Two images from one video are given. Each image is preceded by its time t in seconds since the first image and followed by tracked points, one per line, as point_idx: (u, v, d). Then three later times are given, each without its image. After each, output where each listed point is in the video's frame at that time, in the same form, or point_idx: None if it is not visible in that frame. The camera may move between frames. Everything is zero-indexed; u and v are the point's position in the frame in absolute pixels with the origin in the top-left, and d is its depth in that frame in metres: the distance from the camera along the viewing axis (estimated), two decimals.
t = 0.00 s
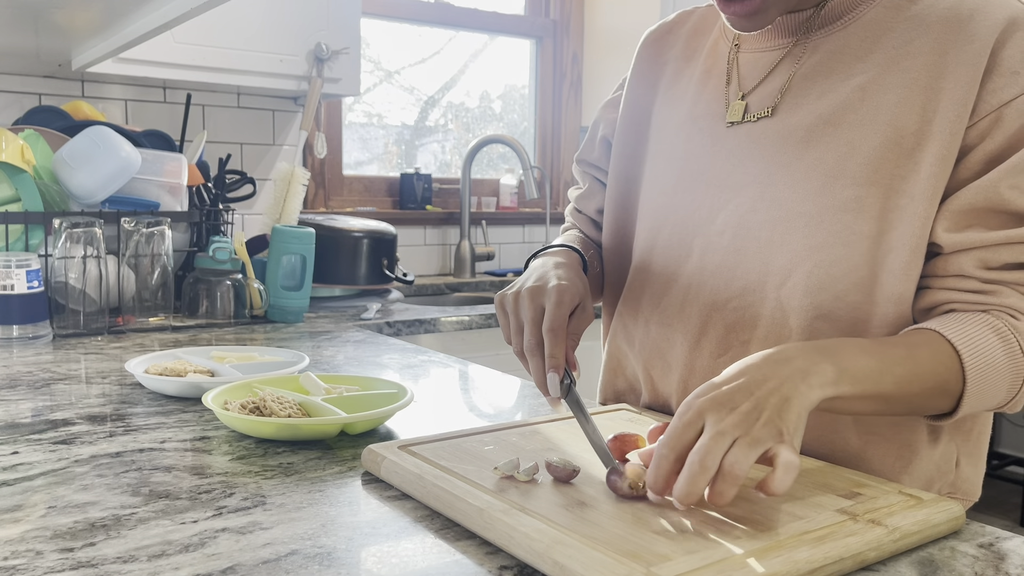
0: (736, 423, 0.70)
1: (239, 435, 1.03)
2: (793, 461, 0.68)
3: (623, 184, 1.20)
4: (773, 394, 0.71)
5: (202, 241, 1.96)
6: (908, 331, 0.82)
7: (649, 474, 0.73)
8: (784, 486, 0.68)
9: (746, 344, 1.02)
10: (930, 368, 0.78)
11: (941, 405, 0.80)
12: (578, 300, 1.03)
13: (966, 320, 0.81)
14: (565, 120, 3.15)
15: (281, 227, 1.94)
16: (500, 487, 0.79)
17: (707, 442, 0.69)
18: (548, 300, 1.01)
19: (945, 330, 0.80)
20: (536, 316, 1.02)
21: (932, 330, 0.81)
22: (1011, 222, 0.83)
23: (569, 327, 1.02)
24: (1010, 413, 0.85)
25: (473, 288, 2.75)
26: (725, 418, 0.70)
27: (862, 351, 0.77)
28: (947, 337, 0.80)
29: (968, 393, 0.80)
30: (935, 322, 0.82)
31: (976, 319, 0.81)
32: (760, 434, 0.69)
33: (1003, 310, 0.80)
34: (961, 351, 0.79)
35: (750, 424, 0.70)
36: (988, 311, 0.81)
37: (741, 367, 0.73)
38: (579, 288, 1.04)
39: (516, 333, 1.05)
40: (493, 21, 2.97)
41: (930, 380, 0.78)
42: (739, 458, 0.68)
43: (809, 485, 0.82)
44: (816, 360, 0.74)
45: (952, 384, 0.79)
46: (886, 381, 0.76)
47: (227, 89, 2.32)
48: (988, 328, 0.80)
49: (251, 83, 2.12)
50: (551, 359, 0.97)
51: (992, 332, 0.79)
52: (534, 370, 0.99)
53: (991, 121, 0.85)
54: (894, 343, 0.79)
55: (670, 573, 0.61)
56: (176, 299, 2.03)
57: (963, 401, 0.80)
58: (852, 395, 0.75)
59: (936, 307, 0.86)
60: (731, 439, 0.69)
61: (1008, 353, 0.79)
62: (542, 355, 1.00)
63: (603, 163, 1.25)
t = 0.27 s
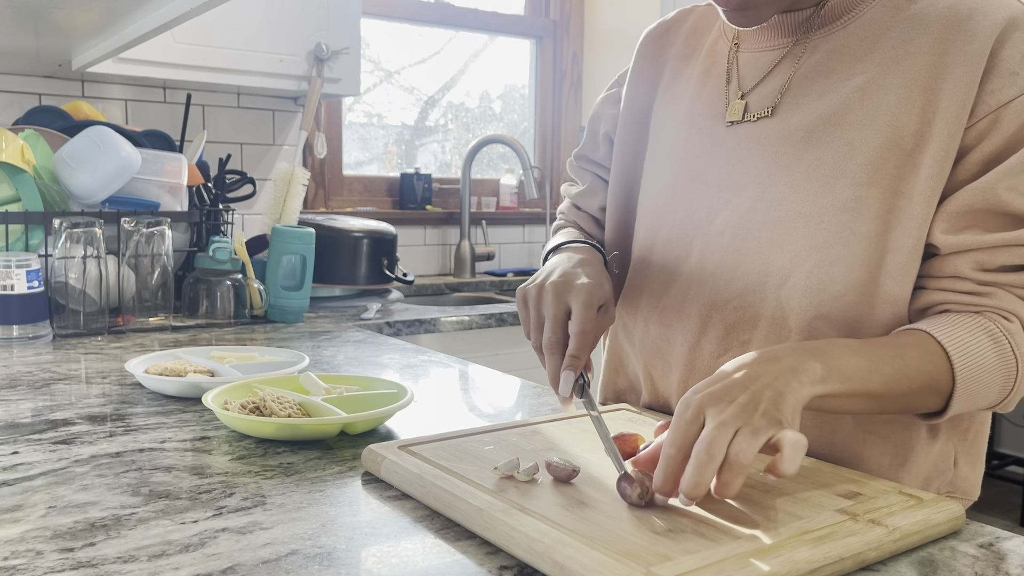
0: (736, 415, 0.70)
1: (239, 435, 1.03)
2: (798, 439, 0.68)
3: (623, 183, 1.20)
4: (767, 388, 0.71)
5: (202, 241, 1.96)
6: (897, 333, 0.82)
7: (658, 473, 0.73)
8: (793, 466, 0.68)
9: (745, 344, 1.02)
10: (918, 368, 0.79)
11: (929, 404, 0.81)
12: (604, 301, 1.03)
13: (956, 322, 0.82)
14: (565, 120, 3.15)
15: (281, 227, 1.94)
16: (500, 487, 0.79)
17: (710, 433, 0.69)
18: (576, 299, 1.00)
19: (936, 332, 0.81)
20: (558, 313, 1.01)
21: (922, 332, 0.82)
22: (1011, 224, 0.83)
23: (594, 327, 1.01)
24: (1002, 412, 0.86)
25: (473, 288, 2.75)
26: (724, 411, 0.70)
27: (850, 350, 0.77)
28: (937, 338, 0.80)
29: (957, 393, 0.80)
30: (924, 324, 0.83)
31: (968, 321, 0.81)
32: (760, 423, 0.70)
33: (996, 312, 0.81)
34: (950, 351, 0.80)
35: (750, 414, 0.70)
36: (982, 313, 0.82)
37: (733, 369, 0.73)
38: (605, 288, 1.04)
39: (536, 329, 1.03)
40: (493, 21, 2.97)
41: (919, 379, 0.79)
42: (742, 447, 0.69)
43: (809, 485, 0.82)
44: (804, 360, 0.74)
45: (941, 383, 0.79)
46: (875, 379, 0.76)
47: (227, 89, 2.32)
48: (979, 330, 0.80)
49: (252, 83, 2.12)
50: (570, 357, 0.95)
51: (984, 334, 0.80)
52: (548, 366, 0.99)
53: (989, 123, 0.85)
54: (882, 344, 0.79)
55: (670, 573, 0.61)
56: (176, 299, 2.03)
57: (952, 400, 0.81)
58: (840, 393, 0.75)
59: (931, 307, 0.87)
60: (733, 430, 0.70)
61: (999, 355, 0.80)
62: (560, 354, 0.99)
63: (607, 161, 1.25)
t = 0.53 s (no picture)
0: (725, 395, 0.71)
1: (239, 434, 1.03)
2: (788, 413, 0.68)
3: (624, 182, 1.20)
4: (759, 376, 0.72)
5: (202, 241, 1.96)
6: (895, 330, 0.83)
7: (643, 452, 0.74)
8: (782, 441, 0.68)
9: (745, 343, 1.02)
10: (914, 364, 0.79)
11: (927, 400, 0.82)
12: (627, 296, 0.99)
13: (954, 321, 0.82)
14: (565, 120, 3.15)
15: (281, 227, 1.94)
16: (500, 487, 0.79)
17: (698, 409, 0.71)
18: (602, 295, 0.97)
19: (934, 332, 0.82)
20: (580, 305, 0.97)
21: (920, 330, 0.83)
22: (1011, 225, 0.83)
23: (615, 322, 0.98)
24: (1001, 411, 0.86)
25: (473, 288, 2.75)
26: (714, 392, 0.72)
27: (846, 346, 0.78)
28: (933, 336, 0.81)
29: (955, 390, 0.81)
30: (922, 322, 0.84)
31: (964, 320, 0.82)
32: (750, 403, 0.71)
33: (995, 313, 0.82)
34: (946, 348, 0.80)
35: (739, 394, 0.71)
36: (982, 314, 0.82)
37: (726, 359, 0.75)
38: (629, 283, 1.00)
39: (554, 320, 1.00)
40: (493, 21, 2.97)
41: (916, 375, 0.80)
42: (730, 421, 0.69)
43: (809, 485, 0.82)
44: (801, 355, 0.76)
45: (938, 379, 0.80)
46: (872, 374, 0.77)
47: (227, 89, 2.32)
48: (978, 330, 0.81)
49: (252, 83, 2.12)
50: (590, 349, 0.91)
51: (982, 334, 0.81)
52: (564, 358, 0.95)
53: (990, 124, 0.85)
54: (878, 340, 0.81)
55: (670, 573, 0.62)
56: (176, 299, 2.03)
57: (950, 397, 0.81)
58: (837, 387, 0.76)
59: (931, 307, 0.88)
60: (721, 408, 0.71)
61: (997, 354, 0.81)
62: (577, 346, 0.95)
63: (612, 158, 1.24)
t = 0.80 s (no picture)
0: (764, 401, 0.69)
1: (239, 434, 1.03)
2: (826, 432, 0.67)
3: (622, 182, 1.20)
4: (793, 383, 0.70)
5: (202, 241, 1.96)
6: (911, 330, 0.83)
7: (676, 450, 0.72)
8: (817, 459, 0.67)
9: (747, 343, 1.02)
10: (932, 366, 0.79)
11: (939, 399, 0.82)
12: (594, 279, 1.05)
13: (968, 322, 0.82)
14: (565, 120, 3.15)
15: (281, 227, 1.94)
16: (500, 487, 0.79)
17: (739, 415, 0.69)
18: (568, 278, 1.02)
19: (949, 334, 0.82)
20: (550, 289, 1.03)
21: (935, 330, 0.82)
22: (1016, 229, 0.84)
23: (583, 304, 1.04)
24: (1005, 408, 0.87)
25: (473, 288, 2.75)
26: (753, 397, 0.70)
27: (869, 347, 0.77)
28: (949, 337, 0.81)
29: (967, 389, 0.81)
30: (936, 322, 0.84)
31: (978, 321, 0.82)
32: (787, 413, 0.69)
33: (1006, 314, 0.82)
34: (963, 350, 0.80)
35: (777, 403, 0.69)
36: (993, 315, 0.83)
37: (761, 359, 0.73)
38: (595, 267, 1.06)
39: (527, 303, 1.06)
40: (493, 21, 2.97)
41: (931, 375, 0.80)
42: (770, 433, 0.68)
43: (809, 485, 0.82)
44: (825, 353, 0.74)
45: (953, 380, 0.80)
46: (891, 375, 0.77)
47: (227, 89, 2.32)
48: (992, 333, 0.81)
49: (252, 83, 2.12)
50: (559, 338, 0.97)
51: (996, 336, 0.81)
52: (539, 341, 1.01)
53: (997, 127, 0.86)
54: (898, 341, 0.80)
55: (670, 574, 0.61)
56: (176, 298, 2.03)
57: (962, 396, 0.82)
58: (858, 389, 0.75)
59: (940, 310, 0.88)
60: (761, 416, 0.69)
61: (1009, 356, 0.81)
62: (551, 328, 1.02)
63: (603, 158, 1.26)
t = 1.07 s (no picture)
0: (771, 409, 0.67)
1: (239, 434, 1.03)
2: (825, 454, 0.65)
3: (620, 182, 1.20)
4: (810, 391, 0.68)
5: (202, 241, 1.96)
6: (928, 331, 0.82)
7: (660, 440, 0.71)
8: (811, 480, 0.65)
9: (744, 344, 1.02)
10: (954, 369, 0.78)
11: (959, 405, 0.80)
12: (573, 270, 1.06)
13: (980, 321, 0.81)
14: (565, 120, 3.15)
15: (281, 227, 1.94)
16: (500, 487, 0.79)
17: (740, 419, 0.67)
18: (544, 269, 1.04)
19: (962, 331, 0.80)
20: (529, 282, 1.04)
21: (950, 330, 0.81)
22: (1015, 227, 0.83)
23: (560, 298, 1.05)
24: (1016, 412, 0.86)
25: (473, 288, 2.75)
26: (760, 404, 0.68)
27: (895, 350, 0.76)
28: (968, 339, 0.80)
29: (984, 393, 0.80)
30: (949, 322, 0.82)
31: (988, 320, 0.81)
32: (793, 425, 0.67)
33: (1014, 313, 0.81)
34: (982, 352, 0.79)
35: (785, 413, 0.67)
36: (999, 314, 0.81)
37: (794, 356, 0.72)
38: (574, 259, 1.07)
39: (509, 296, 1.07)
40: (493, 21, 2.97)
41: (954, 380, 0.78)
42: (768, 443, 0.66)
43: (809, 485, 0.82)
44: (855, 358, 0.73)
45: (971, 385, 0.79)
46: (917, 381, 0.75)
47: (227, 89, 2.32)
48: (1002, 330, 0.80)
49: (252, 83, 2.12)
50: (536, 328, 0.98)
51: (1006, 334, 0.79)
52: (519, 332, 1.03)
53: (994, 127, 0.85)
54: (918, 343, 0.79)
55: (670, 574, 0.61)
56: (176, 298, 2.03)
57: (979, 402, 0.80)
58: (882, 396, 0.74)
59: (943, 310, 0.86)
60: (763, 423, 0.67)
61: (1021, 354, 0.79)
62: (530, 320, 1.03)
63: (599, 160, 1.26)
